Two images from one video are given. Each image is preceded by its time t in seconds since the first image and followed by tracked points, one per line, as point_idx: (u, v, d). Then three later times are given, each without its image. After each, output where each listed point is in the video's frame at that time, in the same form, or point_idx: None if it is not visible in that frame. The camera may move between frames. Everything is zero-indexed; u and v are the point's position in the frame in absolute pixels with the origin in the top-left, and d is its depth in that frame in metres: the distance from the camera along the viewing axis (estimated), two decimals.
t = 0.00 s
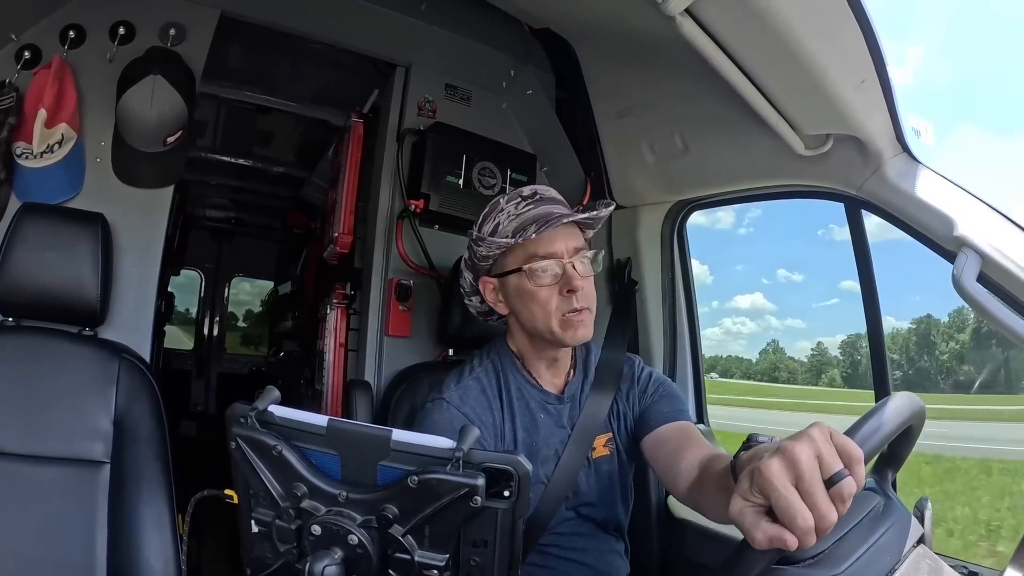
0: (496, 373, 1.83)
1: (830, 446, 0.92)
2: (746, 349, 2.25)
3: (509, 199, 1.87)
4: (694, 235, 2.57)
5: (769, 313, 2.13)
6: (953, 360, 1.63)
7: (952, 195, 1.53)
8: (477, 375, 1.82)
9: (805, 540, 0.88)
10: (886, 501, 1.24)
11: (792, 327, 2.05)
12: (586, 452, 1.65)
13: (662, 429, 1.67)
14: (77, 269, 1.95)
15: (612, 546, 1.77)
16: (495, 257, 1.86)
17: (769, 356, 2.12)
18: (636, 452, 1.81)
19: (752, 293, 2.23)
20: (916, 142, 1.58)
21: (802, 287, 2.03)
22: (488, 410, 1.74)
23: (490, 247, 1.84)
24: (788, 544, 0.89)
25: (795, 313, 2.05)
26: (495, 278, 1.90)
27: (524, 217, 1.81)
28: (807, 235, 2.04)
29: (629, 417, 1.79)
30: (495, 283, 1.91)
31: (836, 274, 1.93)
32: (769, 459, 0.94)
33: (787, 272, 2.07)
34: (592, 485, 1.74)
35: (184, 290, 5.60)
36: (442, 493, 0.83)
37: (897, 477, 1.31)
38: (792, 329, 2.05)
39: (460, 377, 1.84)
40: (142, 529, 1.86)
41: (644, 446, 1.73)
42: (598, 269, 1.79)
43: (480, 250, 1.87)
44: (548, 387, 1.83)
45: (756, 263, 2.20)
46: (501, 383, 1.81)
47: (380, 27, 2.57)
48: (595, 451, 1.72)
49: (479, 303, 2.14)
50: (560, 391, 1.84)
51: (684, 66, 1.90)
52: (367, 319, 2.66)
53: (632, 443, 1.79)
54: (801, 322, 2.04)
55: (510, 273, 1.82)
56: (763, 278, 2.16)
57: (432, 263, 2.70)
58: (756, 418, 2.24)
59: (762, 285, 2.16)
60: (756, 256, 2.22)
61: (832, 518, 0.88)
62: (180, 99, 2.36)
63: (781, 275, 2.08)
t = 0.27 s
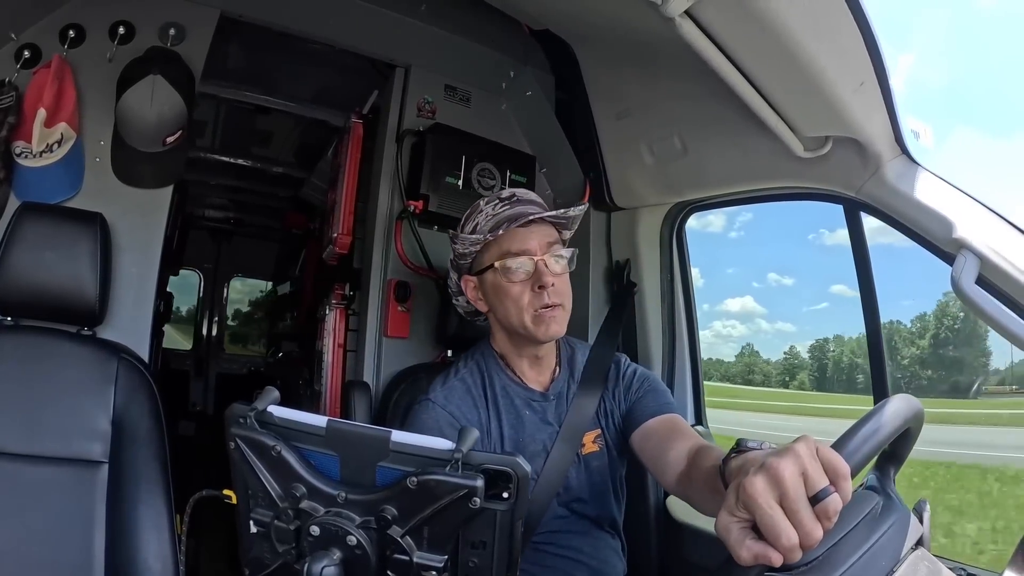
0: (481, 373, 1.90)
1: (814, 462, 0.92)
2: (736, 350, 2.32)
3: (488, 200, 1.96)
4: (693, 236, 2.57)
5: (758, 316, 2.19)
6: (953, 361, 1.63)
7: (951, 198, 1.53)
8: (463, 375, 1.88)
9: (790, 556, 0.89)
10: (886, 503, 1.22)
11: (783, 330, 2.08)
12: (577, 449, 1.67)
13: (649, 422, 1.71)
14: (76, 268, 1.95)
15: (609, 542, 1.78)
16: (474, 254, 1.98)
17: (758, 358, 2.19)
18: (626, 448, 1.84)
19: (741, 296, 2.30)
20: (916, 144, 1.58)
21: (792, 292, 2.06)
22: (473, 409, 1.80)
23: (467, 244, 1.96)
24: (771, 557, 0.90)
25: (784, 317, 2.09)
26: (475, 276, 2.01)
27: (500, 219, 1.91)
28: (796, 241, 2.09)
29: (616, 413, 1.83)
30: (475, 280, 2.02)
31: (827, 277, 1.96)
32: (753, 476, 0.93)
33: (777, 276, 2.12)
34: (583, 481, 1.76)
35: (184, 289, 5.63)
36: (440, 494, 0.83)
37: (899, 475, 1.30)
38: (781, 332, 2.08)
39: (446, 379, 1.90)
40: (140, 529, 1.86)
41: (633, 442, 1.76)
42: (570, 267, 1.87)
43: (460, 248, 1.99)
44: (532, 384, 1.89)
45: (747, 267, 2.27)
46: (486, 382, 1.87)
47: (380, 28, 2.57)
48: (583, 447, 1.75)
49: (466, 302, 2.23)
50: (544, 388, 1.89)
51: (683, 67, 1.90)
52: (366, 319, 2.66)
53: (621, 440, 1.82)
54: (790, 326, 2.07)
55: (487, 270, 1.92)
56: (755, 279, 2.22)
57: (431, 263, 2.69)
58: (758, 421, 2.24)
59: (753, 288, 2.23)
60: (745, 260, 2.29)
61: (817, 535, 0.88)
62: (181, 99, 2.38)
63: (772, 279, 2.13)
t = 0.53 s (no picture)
0: (481, 369, 1.89)
1: (816, 461, 0.93)
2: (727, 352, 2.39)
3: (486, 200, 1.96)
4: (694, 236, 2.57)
5: (749, 320, 2.25)
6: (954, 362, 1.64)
7: (952, 198, 1.53)
8: (463, 372, 1.88)
9: (791, 556, 0.88)
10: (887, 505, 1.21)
11: (772, 333, 2.12)
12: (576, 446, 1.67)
13: (648, 416, 1.72)
14: (77, 268, 1.95)
15: (609, 540, 1.78)
16: (472, 252, 1.99)
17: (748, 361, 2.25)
18: (626, 447, 1.84)
19: (733, 299, 2.36)
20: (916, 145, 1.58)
21: (781, 294, 2.11)
22: (473, 404, 1.79)
23: (465, 242, 1.97)
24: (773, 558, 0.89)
25: (774, 320, 2.14)
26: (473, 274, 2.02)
27: (496, 218, 1.91)
28: (787, 245, 2.13)
29: (615, 412, 1.83)
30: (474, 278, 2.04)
31: (816, 282, 2.00)
32: (755, 475, 0.94)
33: (767, 280, 2.16)
34: (582, 479, 1.77)
35: (184, 289, 5.62)
36: (441, 494, 0.83)
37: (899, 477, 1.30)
38: (771, 335, 2.14)
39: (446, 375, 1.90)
40: (140, 529, 1.86)
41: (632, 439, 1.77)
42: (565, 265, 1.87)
43: (458, 246, 2.00)
44: (530, 380, 1.89)
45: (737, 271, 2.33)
46: (486, 378, 1.87)
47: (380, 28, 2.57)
48: (582, 444, 1.76)
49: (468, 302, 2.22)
50: (542, 385, 1.89)
51: (684, 68, 1.90)
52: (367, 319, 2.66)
53: (622, 439, 1.83)
54: (780, 330, 2.11)
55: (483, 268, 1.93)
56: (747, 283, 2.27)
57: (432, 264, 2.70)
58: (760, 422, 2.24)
59: (744, 292, 2.28)
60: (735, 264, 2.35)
61: (818, 535, 0.88)
62: (182, 99, 2.36)
63: (762, 282, 2.18)
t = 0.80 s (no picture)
0: (487, 364, 1.89)
1: (823, 454, 0.93)
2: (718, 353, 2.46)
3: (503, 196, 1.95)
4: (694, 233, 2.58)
5: (739, 321, 2.32)
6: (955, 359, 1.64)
7: (953, 194, 1.53)
8: (469, 366, 1.88)
9: (797, 547, 0.89)
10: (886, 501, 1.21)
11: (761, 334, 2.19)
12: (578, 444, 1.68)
13: (651, 409, 1.73)
14: (78, 268, 1.95)
15: (612, 536, 1.78)
16: (484, 246, 1.99)
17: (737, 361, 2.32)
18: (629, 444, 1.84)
19: (723, 302, 2.42)
20: (918, 141, 1.58)
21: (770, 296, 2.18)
22: (479, 398, 1.79)
23: (478, 235, 1.97)
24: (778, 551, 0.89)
25: (764, 322, 2.21)
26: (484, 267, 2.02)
27: (510, 214, 1.91)
28: (778, 246, 2.16)
29: (618, 409, 1.83)
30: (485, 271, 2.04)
31: (808, 285, 2.05)
32: (762, 466, 0.94)
33: (758, 282, 2.22)
34: (584, 475, 1.77)
35: (185, 288, 5.63)
36: (443, 492, 0.83)
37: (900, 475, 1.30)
38: (762, 337, 2.20)
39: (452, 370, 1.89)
40: (142, 528, 1.86)
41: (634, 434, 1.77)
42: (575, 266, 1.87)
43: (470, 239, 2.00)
44: (536, 376, 1.89)
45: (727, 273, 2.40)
46: (492, 373, 1.87)
47: (380, 26, 2.57)
48: (585, 440, 1.77)
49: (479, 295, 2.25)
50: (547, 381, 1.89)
51: (684, 65, 1.90)
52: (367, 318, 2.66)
53: (625, 436, 1.83)
54: (769, 331, 2.18)
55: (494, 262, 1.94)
56: (738, 285, 2.33)
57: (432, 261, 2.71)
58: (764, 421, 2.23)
59: (733, 294, 2.36)
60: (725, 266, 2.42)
61: (823, 526, 0.89)
62: (182, 97, 2.36)
63: (752, 284, 2.24)
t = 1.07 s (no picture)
0: (491, 362, 1.89)
1: (825, 448, 0.93)
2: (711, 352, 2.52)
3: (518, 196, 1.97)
4: (693, 231, 2.57)
5: (728, 323, 2.38)
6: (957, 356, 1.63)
7: (953, 190, 1.53)
8: (473, 364, 1.88)
9: (800, 541, 0.89)
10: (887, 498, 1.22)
11: (750, 335, 2.25)
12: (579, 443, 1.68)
13: (652, 405, 1.73)
14: (78, 270, 1.95)
15: (613, 536, 1.78)
16: (496, 243, 2.00)
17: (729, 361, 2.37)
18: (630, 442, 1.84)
19: (714, 303, 2.48)
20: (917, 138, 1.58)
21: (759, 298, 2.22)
22: (483, 396, 1.79)
23: (491, 231, 1.97)
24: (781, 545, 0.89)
25: (752, 324, 2.26)
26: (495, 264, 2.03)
27: (524, 213, 1.92)
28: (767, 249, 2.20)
29: (618, 408, 1.83)
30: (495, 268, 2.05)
31: (798, 287, 2.08)
32: (765, 461, 0.94)
33: (747, 284, 2.27)
34: (585, 474, 1.77)
35: (184, 289, 5.62)
36: (444, 492, 0.83)
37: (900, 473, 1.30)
38: (751, 338, 2.26)
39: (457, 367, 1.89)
40: (144, 529, 1.86)
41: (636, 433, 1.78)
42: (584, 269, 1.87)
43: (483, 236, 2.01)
44: (540, 376, 1.88)
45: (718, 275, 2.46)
46: (495, 371, 1.87)
47: (378, 26, 2.57)
48: (587, 439, 1.77)
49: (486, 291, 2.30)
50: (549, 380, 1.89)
51: (684, 63, 1.90)
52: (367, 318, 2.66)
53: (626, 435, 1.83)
54: (758, 333, 2.23)
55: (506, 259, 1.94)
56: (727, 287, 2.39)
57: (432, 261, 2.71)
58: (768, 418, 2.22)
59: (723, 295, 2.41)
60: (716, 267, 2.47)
61: (827, 521, 0.89)
62: (181, 98, 2.36)
63: (741, 286, 2.29)
